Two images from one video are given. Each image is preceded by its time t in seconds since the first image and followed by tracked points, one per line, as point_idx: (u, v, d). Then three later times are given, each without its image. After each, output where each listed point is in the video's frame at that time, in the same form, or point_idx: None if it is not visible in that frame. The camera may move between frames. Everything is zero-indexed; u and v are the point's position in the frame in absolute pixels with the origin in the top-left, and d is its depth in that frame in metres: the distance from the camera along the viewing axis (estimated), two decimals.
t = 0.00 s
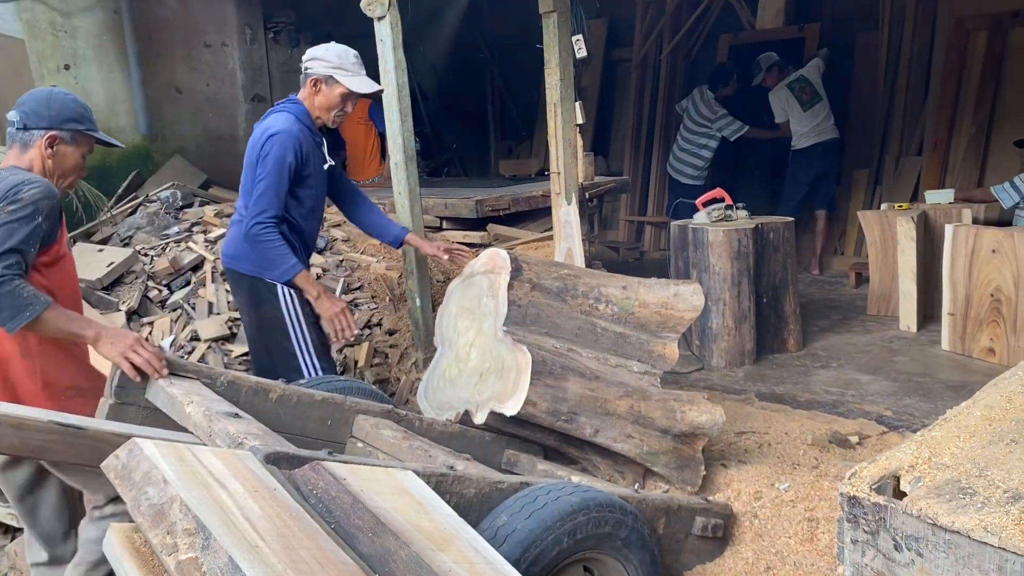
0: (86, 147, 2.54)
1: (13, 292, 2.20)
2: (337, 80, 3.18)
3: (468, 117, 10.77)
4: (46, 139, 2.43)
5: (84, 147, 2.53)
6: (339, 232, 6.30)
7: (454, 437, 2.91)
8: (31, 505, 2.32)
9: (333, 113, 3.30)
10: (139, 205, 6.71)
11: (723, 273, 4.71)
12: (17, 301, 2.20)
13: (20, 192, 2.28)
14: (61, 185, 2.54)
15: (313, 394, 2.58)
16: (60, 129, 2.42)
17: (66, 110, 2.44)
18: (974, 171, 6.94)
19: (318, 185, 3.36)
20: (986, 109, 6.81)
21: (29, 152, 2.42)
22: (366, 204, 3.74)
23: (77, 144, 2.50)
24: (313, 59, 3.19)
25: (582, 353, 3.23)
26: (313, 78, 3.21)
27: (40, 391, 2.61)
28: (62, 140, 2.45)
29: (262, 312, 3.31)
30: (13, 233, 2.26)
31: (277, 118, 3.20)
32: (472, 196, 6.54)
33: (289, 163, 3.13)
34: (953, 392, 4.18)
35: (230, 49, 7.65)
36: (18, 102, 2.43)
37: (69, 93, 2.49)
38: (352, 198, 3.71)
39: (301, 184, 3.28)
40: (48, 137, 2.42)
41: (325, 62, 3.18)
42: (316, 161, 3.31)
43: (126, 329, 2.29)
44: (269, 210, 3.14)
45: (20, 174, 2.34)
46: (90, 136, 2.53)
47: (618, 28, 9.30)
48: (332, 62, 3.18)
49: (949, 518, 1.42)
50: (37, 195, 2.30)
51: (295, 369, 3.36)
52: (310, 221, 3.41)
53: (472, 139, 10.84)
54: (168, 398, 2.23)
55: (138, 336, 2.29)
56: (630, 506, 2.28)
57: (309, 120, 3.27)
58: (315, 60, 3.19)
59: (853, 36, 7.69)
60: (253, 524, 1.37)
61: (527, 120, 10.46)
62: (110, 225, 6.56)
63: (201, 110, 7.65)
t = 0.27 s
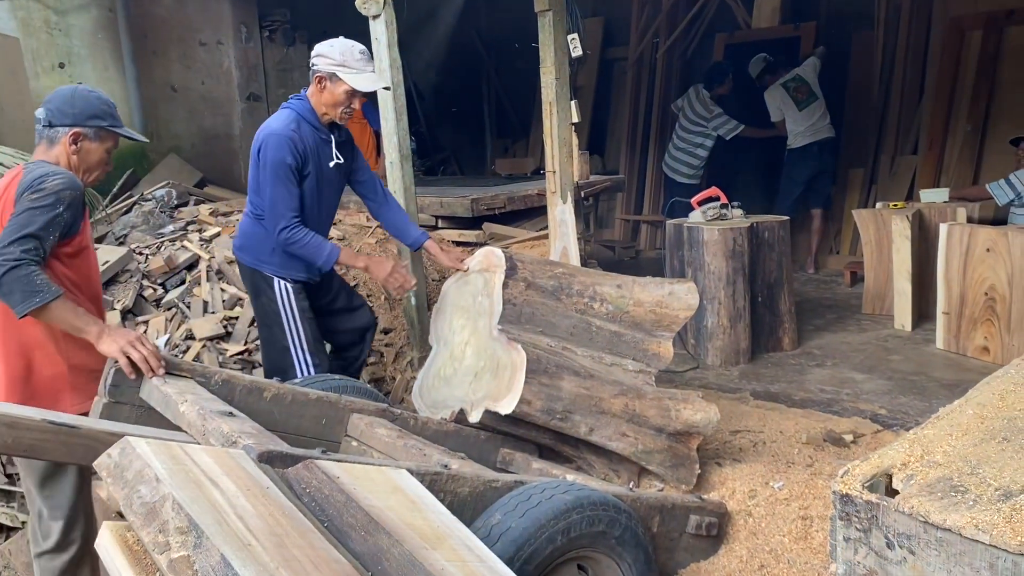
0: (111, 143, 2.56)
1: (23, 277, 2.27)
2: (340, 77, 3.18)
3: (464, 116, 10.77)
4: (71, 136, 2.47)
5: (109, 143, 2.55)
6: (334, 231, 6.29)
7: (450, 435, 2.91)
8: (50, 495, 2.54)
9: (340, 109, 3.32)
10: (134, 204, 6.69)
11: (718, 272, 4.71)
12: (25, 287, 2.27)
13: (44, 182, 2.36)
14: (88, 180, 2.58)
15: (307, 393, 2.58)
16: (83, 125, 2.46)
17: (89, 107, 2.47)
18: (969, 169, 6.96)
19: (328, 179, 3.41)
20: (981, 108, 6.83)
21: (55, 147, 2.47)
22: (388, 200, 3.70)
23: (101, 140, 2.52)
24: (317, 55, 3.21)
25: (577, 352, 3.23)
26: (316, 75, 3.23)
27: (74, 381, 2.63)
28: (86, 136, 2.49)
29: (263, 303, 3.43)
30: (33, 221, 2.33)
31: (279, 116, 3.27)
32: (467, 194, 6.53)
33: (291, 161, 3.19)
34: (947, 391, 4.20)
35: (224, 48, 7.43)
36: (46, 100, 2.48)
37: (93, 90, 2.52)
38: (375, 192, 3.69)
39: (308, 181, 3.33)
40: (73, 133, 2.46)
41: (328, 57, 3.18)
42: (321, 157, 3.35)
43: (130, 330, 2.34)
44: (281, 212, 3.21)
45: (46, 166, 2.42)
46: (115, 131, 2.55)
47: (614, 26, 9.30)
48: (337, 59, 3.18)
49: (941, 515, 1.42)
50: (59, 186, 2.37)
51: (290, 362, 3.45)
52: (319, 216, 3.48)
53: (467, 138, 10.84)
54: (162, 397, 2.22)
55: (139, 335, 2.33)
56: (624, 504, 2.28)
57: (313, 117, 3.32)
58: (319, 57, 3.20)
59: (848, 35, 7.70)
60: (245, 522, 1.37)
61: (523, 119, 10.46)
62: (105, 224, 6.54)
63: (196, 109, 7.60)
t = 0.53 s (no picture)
0: (154, 135, 2.54)
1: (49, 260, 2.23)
2: (358, 80, 3.30)
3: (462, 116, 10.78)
4: (115, 130, 2.46)
5: (152, 135, 2.53)
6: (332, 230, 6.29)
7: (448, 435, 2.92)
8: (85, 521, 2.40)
9: (359, 112, 3.43)
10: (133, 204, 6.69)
11: (716, 272, 4.71)
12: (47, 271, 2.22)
13: (85, 173, 2.36)
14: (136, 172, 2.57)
15: (305, 393, 2.58)
16: (124, 120, 2.46)
17: (130, 101, 2.45)
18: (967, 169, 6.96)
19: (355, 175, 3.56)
20: (979, 108, 6.84)
21: (102, 141, 2.48)
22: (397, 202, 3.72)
23: (144, 132, 2.50)
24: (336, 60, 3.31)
25: (575, 352, 3.23)
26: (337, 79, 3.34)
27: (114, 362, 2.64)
28: (128, 130, 2.47)
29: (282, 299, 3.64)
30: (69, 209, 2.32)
31: (302, 120, 3.39)
32: (465, 195, 6.54)
33: (326, 166, 3.34)
34: (944, 390, 4.20)
35: (223, 48, 7.46)
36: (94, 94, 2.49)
37: (138, 84, 2.52)
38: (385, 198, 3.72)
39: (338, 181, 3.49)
40: (116, 128, 2.46)
41: (347, 62, 3.29)
42: (347, 157, 3.49)
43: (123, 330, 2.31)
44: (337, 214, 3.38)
45: (90, 159, 2.41)
46: (158, 123, 2.54)
47: (612, 26, 9.30)
48: (355, 63, 3.29)
49: (938, 515, 1.42)
50: (98, 177, 2.36)
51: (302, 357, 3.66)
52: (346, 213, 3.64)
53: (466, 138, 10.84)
54: (160, 397, 2.22)
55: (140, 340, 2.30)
56: (622, 504, 2.28)
57: (335, 119, 3.43)
58: (340, 61, 3.31)
59: (846, 35, 7.71)
60: (242, 522, 1.37)
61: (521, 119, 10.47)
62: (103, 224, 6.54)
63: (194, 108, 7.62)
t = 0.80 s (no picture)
0: (188, 120, 2.58)
1: (72, 247, 2.26)
2: (401, 86, 3.31)
3: (462, 118, 10.78)
4: (148, 116, 2.51)
5: (187, 121, 2.58)
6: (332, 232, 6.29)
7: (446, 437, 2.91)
8: None
9: (397, 116, 3.45)
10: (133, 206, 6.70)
11: (716, 274, 4.71)
12: (70, 257, 2.25)
13: (112, 160, 2.41)
14: (169, 159, 2.61)
15: (305, 395, 2.58)
16: (157, 104, 2.49)
17: (163, 87, 2.49)
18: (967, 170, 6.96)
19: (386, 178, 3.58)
20: (979, 109, 6.84)
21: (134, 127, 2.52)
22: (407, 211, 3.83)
23: (178, 117, 2.55)
24: (378, 65, 3.33)
25: (574, 354, 3.23)
26: (378, 82, 3.35)
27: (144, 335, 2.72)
28: (161, 116, 2.52)
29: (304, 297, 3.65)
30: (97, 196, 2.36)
31: (341, 121, 3.40)
32: (465, 196, 6.54)
33: (362, 167, 3.36)
34: (944, 392, 4.20)
35: (223, 50, 7.45)
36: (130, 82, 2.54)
37: (175, 70, 2.55)
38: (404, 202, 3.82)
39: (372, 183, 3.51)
40: (149, 113, 2.50)
41: (390, 66, 3.31)
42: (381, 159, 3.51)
43: (125, 332, 2.30)
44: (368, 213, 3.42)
45: (121, 145, 2.46)
46: (190, 108, 2.57)
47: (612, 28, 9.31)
48: (396, 69, 3.31)
49: (936, 518, 1.42)
50: (126, 163, 2.41)
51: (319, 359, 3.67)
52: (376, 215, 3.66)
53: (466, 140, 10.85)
54: (159, 399, 2.23)
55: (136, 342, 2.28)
56: (621, 506, 2.28)
57: (372, 122, 3.44)
58: (382, 65, 3.32)
59: (846, 36, 7.71)
60: (241, 526, 1.37)
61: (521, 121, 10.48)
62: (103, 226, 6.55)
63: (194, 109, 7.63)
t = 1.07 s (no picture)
0: (210, 115, 2.68)
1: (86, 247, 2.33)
2: (442, 92, 3.41)
3: (462, 119, 10.78)
4: (170, 111, 2.62)
5: (209, 116, 2.68)
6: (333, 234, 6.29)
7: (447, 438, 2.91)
8: None
9: (431, 120, 3.55)
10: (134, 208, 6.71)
11: (717, 275, 4.71)
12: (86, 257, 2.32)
13: (128, 159, 2.49)
14: (193, 154, 2.72)
15: (306, 396, 2.58)
16: (179, 100, 2.60)
17: (185, 82, 2.60)
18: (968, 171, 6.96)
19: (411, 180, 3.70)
20: (980, 110, 6.84)
21: (159, 122, 2.64)
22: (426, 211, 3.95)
23: (200, 113, 2.65)
24: (420, 71, 3.42)
25: (575, 355, 3.22)
26: (417, 87, 3.46)
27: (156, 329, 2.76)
28: (184, 112, 2.63)
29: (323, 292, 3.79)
30: (114, 193, 2.43)
31: (375, 119, 3.52)
32: (466, 197, 6.54)
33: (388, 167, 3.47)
34: (946, 394, 4.20)
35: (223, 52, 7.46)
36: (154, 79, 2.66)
37: (196, 64, 2.66)
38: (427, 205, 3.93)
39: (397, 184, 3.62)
40: (172, 109, 2.62)
41: (433, 74, 3.41)
42: (408, 160, 3.63)
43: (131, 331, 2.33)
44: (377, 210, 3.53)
45: (142, 143, 2.59)
46: (211, 104, 2.66)
47: (613, 29, 9.31)
48: (437, 75, 3.40)
49: (937, 520, 1.42)
50: (140, 161, 2.49)
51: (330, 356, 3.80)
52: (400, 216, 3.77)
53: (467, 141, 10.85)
54: (160, 400, 2.23)
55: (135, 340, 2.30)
56: (622, 508, 2.28)
57: (405, 123, 3.55)
58: (423, 71, 3.42)
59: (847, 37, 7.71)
60: (241, 528, 1.37)
61: (522, 123, 10.48)
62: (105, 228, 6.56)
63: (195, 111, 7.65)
